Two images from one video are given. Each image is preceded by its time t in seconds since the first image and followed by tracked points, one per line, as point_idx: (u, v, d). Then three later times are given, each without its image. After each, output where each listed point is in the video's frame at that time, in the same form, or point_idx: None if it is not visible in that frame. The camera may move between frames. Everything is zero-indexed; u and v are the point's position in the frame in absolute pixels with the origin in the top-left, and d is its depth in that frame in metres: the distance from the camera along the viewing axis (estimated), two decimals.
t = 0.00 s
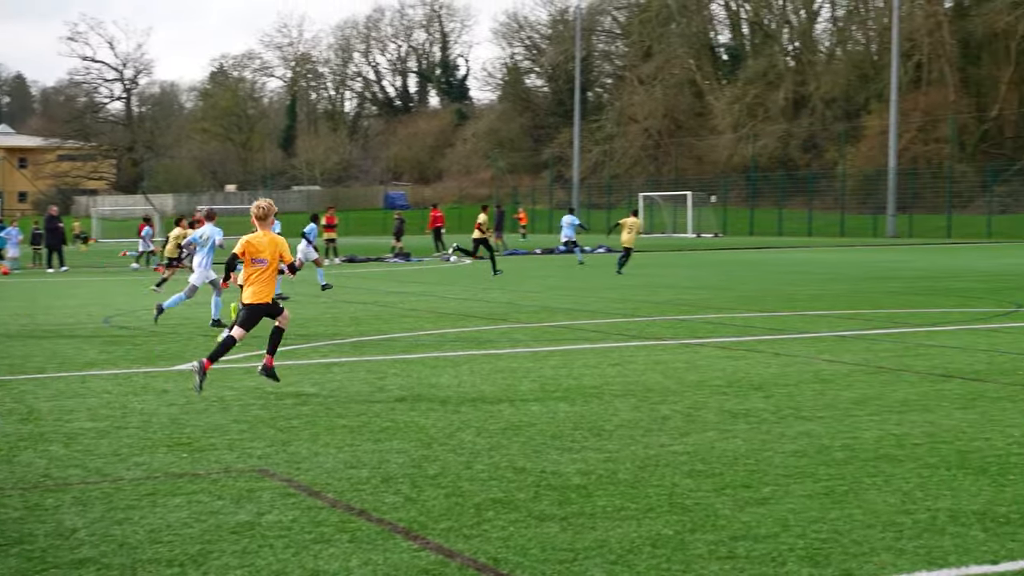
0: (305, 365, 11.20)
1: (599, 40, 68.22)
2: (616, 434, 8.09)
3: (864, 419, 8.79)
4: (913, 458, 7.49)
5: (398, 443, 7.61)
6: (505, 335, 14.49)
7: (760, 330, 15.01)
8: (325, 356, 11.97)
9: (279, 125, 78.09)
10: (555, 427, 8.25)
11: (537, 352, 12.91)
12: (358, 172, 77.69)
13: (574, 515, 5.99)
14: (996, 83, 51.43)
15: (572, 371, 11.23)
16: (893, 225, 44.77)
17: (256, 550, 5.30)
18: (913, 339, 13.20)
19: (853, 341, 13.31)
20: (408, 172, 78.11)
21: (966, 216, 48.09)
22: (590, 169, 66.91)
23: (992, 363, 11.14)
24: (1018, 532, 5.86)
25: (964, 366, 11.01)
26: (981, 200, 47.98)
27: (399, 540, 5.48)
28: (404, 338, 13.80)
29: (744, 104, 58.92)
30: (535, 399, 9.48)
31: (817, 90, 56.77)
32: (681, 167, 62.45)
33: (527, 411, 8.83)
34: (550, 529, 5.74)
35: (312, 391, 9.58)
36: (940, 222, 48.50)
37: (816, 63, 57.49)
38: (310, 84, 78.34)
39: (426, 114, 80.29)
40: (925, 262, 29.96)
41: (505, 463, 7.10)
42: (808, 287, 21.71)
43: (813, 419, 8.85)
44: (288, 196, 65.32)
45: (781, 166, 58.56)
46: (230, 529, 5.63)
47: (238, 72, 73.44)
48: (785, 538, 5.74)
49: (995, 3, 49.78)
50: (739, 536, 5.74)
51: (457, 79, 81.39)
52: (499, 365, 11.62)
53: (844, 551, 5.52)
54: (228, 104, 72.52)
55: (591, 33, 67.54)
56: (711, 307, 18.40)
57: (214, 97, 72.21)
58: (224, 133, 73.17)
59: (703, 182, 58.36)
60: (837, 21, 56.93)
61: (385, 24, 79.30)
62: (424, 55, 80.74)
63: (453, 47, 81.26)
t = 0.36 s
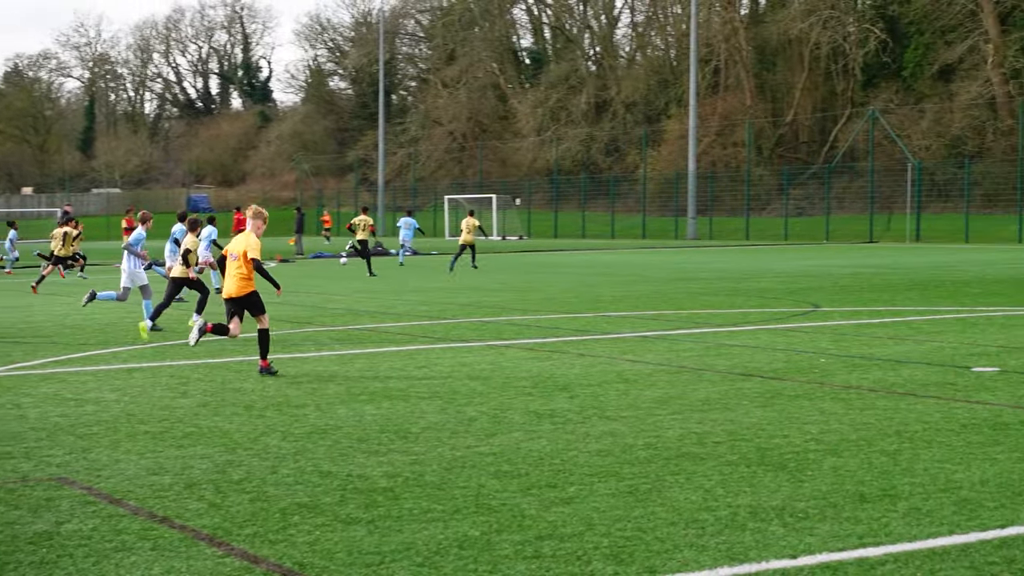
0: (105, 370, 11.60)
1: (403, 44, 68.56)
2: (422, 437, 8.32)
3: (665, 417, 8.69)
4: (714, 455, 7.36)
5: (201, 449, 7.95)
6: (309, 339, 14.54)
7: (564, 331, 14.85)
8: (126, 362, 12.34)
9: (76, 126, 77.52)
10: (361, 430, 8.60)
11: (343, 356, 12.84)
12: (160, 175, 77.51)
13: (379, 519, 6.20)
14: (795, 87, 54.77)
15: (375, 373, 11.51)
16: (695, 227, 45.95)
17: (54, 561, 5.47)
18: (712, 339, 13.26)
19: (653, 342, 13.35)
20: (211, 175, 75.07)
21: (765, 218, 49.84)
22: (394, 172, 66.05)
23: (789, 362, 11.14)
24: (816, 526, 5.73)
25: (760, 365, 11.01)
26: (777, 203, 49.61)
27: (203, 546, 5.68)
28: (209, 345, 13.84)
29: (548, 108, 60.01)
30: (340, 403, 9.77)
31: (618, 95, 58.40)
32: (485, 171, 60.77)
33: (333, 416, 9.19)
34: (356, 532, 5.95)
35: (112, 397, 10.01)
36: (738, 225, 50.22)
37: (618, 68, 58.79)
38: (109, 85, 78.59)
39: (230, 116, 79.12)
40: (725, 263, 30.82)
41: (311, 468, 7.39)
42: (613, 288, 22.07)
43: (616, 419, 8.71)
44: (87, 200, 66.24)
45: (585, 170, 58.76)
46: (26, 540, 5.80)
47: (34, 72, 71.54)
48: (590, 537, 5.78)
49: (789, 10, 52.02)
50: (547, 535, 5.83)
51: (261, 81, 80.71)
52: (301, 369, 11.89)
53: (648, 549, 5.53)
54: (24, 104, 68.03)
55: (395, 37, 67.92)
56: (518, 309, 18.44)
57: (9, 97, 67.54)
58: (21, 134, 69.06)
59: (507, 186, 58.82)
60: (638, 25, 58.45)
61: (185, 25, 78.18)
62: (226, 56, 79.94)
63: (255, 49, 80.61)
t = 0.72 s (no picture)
0: None
1: (286, 43, 67.17)
2: (306, 440, 8.07)
3: (550, 418, 8.61)
4: (598, 455, 7.31)
5: (81, 453, 7.66)
6: (193, 341, 14.14)
7: (449, 333, 14.68)
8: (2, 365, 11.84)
9: None
10: (244, 433, 8.32)
11: (225, 359, 12.50)
12: (37, 175, 77.92)
13: (262, 522, 6.03)
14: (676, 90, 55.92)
15: (258, 375, 11.20)
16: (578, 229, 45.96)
17: None
18: (598, 340, 13.27)
19: (539, 343, 13.30)
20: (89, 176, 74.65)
21: (648, 221, 50.53)
22: (277, 173, 65.56)
23: (672, 362, 11.22)
24: (699, 525, 5.69)
25: (645, 366, 11.04)
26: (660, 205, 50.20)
27: (82, 552, 5.51)
28: (84, 348, 13.37)
29: (432, 109, 59.59)
30: (223, 405, 9.47)
31: (501, 96, 58.40)
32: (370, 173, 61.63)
33: (215, 419, 8.88)
34: (238, 536, 5.78)
35: None
36: (622, 226, 50.69)
37: (502, 69, 59.16)
38: None
39: (109, 116, 77.43)
40: (607, 264, 31.14)
41: (194, 471, 7.15)
42: (498, 290, 22.05)
43: (500, 420, 8.61)
44: None
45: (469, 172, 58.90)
46: None
47: None
48: (475, 538, 5.66)
49: (669, 13, 52.62)
50: (431, 538, 5.69)
51: (141, 80, 79.21)
52: (184, 371, 11.55)
53: (532, 549, 5.43)
54: None
55: (278, 37, 66.53)
56: (403, 310, 18.25)
57: None
58: None
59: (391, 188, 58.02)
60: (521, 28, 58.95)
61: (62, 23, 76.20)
62: (104, 56, 78.17)
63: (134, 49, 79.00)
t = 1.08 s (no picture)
0: None
1: (230, 44, 66.47)
2: (252, 441, 7.96)
3: (497, 419, 8.57)
4: (545, 455, 7.30)
5: (24, 455, 7.50)
6: (138, 343, 13.93)
7: (396, 335, 14.59)
8: None
9: None
10: (190, 435, 8.19)
11: (169, 360, 12.32)
12: None
13: (208, 523, 5.93)
14: (621, 92, 56.21)
15: (205, 377, 11.04)
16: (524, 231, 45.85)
17: None
18: (546, 341, 13.26)
19: (486, 343, 13.26)
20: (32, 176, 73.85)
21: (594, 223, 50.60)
22: (222, 174, 65.02)
23: (619, 363, 11.24)
24: (646, 525, 5.68)
25: (591, 367, 11.04)
26: (606, 207, 50.32)
27: (25, 556, 5.39)
28: (24, 349, 13.11)
29: (377, 110, 59.09)
30: (167, 408, 9.31)
31: (447, 97, 58.17)
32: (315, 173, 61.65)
33: (160, 421, 8.73)
34: (184, 538, 5.68)
35: None
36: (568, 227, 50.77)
37: (447, 71, 59.06)
38: None
39: (51, 115, 76.32)
40: (553, 264, 31.17)
41: (138, 473, 7.02)
42: (444, 291, 21.95)
43: (447, 421, 8.56)
44: None
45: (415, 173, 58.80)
46: None
47: None
48: (422, 539, 5.60)
49: (614, 15, 52.65)
50: (378, 538, 5.62)
51: (84, 80, 78.22)
52: (130, 372, 11.36)
53: (481, 550, 5.39)
54: None
55: (222, 37, 65.80)
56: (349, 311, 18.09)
57: None
58: None
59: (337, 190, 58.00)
60: (466, 28, 58.84)
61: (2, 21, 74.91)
62: (46, 55, 76.97)
63: (77, 48, 77.91)
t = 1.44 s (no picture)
0: None
1: (201, 44, 66.26)
2: (224, 443, 7.89)
3: (470, 420, 8.54)
4: (518, 456, 7.26)
5: None
6: (110, 344, 13.82)
7: (369, 336, 14.50)
8: None
9: None
10: (162, 436, 8.12)
11: (141, 361, 12.22)
12: None
13: (181, 525, 5.87)
14: (593, 92, 56.43)
15: (177, 378, 10.96)
16: (497, 232, 45.81)
17: None
18: (518, 342, 13.23)
19: (459, 345, 13.21)
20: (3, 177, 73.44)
21: (566, 223, 50.60)
22: (194, 175, 64.74)
23: (593, 363, 11.22)
24: (619, 526, 5.68)
25: (565, 367, 11.01)
26: (579, 207, 50.37)
27: None
28: None
29: (349, 111, 58.83)
30: (140, 409, 9.22)
31: (420, 97, 58.16)
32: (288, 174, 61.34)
33: (132, 422, 8.64)
34: (157, 540, 5.62)
35: None
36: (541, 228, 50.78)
37: (419, 72, 58.95)
38: None
39: (21, 115, 75.81)
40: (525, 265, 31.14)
41: (110, 475, 6.94)
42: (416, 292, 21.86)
43: (420, 422, 8.51)
44: None
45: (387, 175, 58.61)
46: None
47: None
48: (395, 540, 5.56)
49: (587, 16, 52.72)
50: (351, 540, 5.58)
51: (55, 81, 77.75)
52: (103, 374, 11.27)
53: (454, 551, 5.36)
54: None
55: (193, 38, 65.61)
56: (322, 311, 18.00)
57: None
58: None
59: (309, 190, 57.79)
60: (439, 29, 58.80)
61: None
62: (17, 55, 76.43)
63: (48, 48, 77.39)
